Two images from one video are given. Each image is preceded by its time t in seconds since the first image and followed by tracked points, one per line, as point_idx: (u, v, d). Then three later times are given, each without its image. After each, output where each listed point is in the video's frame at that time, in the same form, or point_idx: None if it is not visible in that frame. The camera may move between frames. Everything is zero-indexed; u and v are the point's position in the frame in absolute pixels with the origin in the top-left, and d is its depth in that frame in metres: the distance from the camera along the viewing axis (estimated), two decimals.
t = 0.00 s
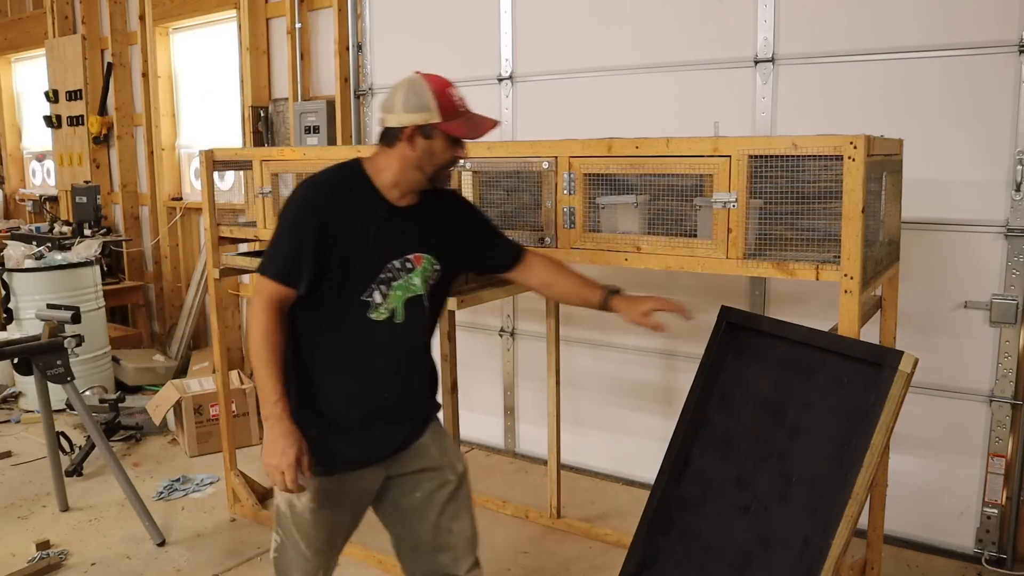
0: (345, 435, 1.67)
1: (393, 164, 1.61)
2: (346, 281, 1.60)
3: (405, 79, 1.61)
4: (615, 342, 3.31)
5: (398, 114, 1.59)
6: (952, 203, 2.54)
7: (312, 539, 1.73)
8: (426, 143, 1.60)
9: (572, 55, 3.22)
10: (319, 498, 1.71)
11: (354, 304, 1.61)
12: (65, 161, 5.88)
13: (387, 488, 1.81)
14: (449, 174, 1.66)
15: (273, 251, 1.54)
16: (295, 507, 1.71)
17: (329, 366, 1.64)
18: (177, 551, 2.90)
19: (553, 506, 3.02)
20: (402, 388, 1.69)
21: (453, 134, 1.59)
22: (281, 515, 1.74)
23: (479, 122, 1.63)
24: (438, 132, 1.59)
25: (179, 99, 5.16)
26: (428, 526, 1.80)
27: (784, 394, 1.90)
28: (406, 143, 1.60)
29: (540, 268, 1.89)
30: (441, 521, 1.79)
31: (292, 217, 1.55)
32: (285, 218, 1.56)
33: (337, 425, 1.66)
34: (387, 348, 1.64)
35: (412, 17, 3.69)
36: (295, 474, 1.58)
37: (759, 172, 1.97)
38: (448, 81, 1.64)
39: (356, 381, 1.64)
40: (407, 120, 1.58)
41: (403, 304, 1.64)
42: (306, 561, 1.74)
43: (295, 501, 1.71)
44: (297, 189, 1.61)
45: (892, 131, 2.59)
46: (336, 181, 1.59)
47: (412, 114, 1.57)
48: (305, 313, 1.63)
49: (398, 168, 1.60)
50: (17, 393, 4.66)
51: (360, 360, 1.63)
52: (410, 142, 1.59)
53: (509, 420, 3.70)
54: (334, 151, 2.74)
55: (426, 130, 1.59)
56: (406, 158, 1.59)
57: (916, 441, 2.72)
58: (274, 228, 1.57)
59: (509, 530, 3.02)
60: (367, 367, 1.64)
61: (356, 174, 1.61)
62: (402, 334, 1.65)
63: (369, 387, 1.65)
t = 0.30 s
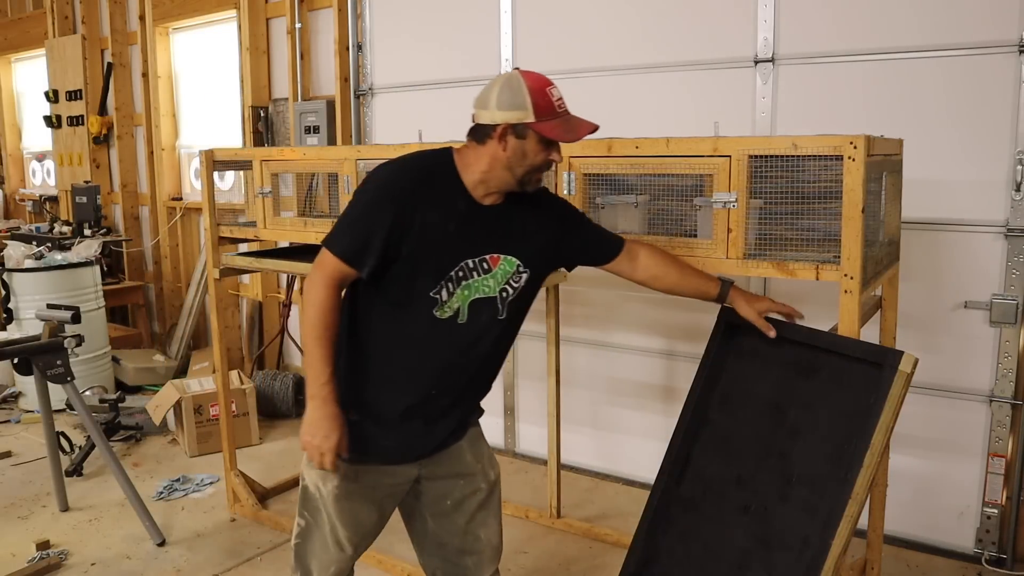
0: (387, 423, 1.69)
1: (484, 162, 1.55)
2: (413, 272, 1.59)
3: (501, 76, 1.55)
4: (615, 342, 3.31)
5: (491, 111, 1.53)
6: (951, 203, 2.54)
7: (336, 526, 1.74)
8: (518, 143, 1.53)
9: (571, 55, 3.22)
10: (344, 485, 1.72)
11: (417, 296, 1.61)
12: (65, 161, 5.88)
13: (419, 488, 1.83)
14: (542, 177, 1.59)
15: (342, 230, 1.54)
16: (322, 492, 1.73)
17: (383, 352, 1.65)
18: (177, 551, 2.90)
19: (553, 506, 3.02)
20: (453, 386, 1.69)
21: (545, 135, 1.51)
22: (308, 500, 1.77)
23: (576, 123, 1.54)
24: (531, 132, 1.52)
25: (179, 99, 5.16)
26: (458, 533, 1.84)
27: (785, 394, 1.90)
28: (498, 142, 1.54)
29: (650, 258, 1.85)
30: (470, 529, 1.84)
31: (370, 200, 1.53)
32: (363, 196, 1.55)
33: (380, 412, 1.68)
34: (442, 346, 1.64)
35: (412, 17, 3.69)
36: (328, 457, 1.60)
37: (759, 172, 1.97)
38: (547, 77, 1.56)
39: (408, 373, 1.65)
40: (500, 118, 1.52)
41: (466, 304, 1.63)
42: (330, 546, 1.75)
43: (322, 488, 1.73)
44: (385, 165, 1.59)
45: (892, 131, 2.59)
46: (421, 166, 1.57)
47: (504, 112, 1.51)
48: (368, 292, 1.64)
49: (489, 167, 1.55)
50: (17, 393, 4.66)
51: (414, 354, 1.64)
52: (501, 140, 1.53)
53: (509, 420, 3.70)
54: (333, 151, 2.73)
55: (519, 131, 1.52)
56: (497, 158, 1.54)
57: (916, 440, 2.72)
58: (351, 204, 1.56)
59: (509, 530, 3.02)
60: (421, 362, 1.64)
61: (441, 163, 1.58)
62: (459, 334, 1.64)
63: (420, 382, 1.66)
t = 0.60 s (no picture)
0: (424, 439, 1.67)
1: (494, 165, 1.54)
2: (440, 289, 1.56)
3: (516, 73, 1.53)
4: (615, 342, 3.31)
5: (501, 111, 1.51)
6: (951, 203, 2.54)
7: (365, 543, 1.71)
8: (528, 146, 1.51)
9: (571, 55, 3.22)
10: (373, 500, 1.69)
11: (446, 311, 1.58)
12: (65, 161, 5.88)
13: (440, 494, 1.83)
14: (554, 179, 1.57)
15: (367, 260, 1.47)
16: (350, 508, 1.70)
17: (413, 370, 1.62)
18: (176, 551, 2.90)
19: (553, 506, 3.02)
20: (482, 393, 1.69)
21: (556, 139, 1.48)
22: (333, 517, 1.73)
23: (589, 127, 1.52)
24: (541, 135, 1.50)
25: (179, 99, 5.16)
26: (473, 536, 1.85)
27: (740, 381, 1.70)
28: (508, 144, 1.52)
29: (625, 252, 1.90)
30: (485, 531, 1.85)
31: (391, 226, 1.47)
32: (383, 219, 1.48)
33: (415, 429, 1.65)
34: (471, 356, 1.63)
35: (412, 17, 3.69)
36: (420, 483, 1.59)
37: (759, 172, 1.97)
38: (562, 76, 1.53)
39: (439, 386, 1.63)
40: (510, 119, 1.50)
41: (491, 312, 1.62)
42: (360, 563, 1.73)
43: (349, 506, 1.69)
44: (395, 184, 1.52)
45: (892, 131, 2.59)
46: (440, 181, 1.51)
47: (514, 113, 1.49)
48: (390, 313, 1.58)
49: (499, 169, 1.53)
50: (17, 393, 4.66)
51: (444, 368, 1.62)
52: (511, 141, 1.51)
53: (509, 420, 3.70)
54: (333, 151, 2.73)
55: (529, 133, 1.50)
56: (507, 161, 1.52)
57: (916, 441, 2.72)
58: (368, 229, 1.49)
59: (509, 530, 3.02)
60: (452, 374, 1.63)
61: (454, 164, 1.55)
62: (486, 344, 1.64)
63: (450, 394, 1.64)
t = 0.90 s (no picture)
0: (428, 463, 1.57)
1: (420, 156, 1.43)
2: (411, 307, 1.45)
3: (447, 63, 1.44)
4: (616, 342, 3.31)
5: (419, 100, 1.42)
6: (951, 203, 2.54)
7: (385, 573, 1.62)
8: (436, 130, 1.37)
9: (571, 55, 3.22)
10: (388, 527, 1.60)
11: (426, 328, 1.47)
12: (65, 161, 5.88)
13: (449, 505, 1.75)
14: (478, 169, 1.35)
15: (332, 304, 1.36)
16: (365, 540, 1.61)
17: (400, 393, 1.51)
18: (177, 551, 2.90)
19: (553, 506, 3.02)
20: (472, 399, 1.59)
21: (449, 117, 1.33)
22: (349, 551, 1.63)
23: (492, 98, 1.32)
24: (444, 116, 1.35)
25: (179, 99, 5.16)
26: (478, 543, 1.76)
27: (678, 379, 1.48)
28: (427, 132, 1.40)
29: (581, 242, 1.72)
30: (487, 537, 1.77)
31: (347, 264, 1.35)
32: (333, 258, 1.36)
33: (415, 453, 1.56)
34: (455, 368, 1.52)
35: (411, 17, 3.69)
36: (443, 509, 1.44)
37: (759, 173, 1.97)
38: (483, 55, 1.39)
39: (430, 402, 1.53)
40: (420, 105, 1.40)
41: (468, 317, 1.51)
42: None
43: (365, 536, 1.60)
44: (336, 220, 1.39)
45: (892, 131, 2.59)
46: (387, 200, 1.39)
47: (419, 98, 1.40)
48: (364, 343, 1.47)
49: (423, 161, 1.42)
50: (17, 393, 4.66)
51: (431, 384, 1.51)
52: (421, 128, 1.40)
53: (509, 420, 3.70)
54: (334, 151, 2.73)
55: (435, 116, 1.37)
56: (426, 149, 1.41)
57: (917, 441, 2.72)
58: (325, 272, 1.37)
59: (509, 530, 3.02)
60: (440, 387, 1.53)
61: (389, 169, 1.44)
62: (469, 349, 1.53)
63: (439, 409, 1.54)
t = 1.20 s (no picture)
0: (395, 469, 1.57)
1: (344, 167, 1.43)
2: (358, 325, 1.44)
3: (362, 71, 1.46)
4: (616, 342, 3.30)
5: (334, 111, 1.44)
6: (952, 203, 2.54)
7: None
8: (348, 136, 1.38)
9: (571, 55, 3.22)
10: (363, 535, 1.60)
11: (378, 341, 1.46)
12: (65, 161, 5.88)
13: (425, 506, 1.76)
14: (395, 169, 1.34)
15: (280, 339, 1.33)
16: (342, 550, 1.61)
17: (361, 411, 1.51)
18: (177, 551, 2.90)
19: (553, 506, 3.02)
20: (430, 400, 1.58)
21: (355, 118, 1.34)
22: (325, 561, 1.64)
23: (391, 91, 1.33)
24: (354, 120, 1.36)
25: (179, 98, 5.16)
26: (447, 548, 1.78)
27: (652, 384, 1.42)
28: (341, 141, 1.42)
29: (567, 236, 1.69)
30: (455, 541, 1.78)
31: (286, 298, 1.32)
32: (272, 293, 1.33)
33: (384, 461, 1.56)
34: (412, 375, 1.52)
35: (411, 17, 3.69)
36: (434, 517, 1.48)
37: (759, 172, 1.97)
38: (381, 51, 1.40)
39: (393, 413, 1.53)
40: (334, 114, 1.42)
41: (418, 322, 1.50)
42: None
43: (340, 546, 1.61)
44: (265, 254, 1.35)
45: (892, 131, 2.59)
46: (319, 224, 1.36)
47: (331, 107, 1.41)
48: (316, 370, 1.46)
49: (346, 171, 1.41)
50: (17, 393, 4.66)
51: (387, 393, 1.50)
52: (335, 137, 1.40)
53: (509, 420, 3.70)
54: (333, 151, 2.73)
55: (343, 122, 1.38)
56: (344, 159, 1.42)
57: (917, 441, 2.72)
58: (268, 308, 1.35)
59: (509, 530, 3.02)
60: (400, 396, 1.52)
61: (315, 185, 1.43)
62: (421, 354, 1.52)
63: (397, 416, 1.54)
